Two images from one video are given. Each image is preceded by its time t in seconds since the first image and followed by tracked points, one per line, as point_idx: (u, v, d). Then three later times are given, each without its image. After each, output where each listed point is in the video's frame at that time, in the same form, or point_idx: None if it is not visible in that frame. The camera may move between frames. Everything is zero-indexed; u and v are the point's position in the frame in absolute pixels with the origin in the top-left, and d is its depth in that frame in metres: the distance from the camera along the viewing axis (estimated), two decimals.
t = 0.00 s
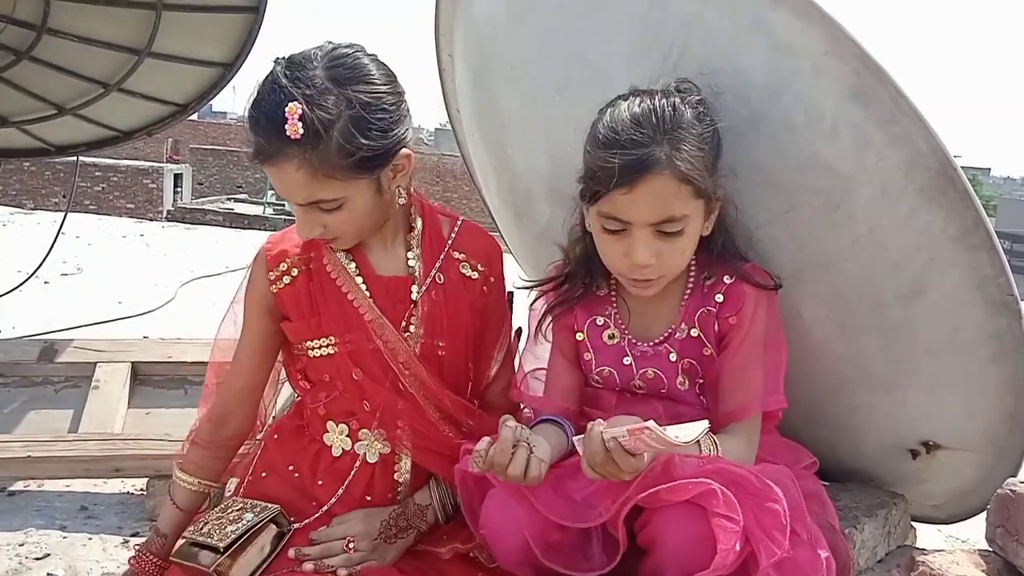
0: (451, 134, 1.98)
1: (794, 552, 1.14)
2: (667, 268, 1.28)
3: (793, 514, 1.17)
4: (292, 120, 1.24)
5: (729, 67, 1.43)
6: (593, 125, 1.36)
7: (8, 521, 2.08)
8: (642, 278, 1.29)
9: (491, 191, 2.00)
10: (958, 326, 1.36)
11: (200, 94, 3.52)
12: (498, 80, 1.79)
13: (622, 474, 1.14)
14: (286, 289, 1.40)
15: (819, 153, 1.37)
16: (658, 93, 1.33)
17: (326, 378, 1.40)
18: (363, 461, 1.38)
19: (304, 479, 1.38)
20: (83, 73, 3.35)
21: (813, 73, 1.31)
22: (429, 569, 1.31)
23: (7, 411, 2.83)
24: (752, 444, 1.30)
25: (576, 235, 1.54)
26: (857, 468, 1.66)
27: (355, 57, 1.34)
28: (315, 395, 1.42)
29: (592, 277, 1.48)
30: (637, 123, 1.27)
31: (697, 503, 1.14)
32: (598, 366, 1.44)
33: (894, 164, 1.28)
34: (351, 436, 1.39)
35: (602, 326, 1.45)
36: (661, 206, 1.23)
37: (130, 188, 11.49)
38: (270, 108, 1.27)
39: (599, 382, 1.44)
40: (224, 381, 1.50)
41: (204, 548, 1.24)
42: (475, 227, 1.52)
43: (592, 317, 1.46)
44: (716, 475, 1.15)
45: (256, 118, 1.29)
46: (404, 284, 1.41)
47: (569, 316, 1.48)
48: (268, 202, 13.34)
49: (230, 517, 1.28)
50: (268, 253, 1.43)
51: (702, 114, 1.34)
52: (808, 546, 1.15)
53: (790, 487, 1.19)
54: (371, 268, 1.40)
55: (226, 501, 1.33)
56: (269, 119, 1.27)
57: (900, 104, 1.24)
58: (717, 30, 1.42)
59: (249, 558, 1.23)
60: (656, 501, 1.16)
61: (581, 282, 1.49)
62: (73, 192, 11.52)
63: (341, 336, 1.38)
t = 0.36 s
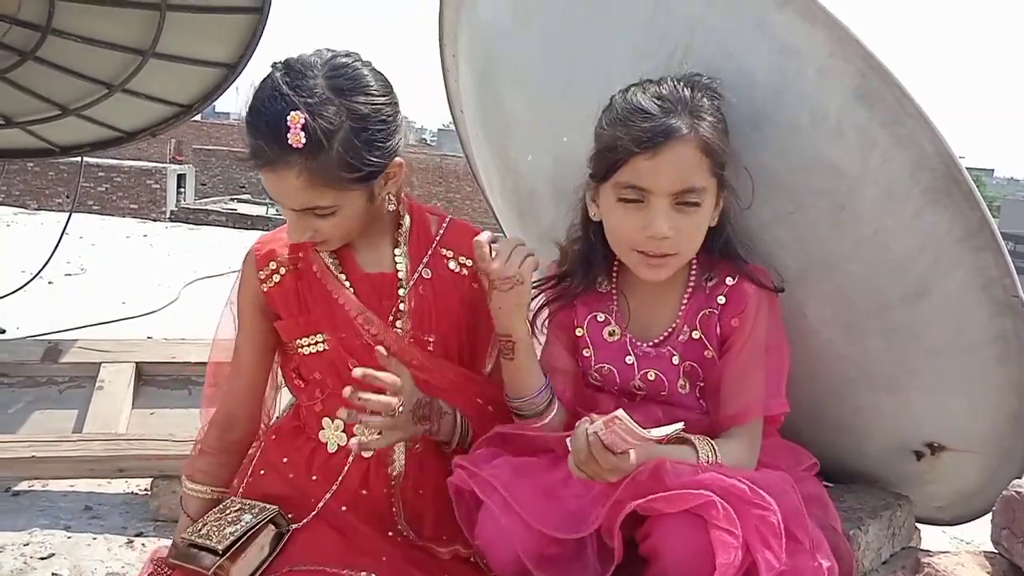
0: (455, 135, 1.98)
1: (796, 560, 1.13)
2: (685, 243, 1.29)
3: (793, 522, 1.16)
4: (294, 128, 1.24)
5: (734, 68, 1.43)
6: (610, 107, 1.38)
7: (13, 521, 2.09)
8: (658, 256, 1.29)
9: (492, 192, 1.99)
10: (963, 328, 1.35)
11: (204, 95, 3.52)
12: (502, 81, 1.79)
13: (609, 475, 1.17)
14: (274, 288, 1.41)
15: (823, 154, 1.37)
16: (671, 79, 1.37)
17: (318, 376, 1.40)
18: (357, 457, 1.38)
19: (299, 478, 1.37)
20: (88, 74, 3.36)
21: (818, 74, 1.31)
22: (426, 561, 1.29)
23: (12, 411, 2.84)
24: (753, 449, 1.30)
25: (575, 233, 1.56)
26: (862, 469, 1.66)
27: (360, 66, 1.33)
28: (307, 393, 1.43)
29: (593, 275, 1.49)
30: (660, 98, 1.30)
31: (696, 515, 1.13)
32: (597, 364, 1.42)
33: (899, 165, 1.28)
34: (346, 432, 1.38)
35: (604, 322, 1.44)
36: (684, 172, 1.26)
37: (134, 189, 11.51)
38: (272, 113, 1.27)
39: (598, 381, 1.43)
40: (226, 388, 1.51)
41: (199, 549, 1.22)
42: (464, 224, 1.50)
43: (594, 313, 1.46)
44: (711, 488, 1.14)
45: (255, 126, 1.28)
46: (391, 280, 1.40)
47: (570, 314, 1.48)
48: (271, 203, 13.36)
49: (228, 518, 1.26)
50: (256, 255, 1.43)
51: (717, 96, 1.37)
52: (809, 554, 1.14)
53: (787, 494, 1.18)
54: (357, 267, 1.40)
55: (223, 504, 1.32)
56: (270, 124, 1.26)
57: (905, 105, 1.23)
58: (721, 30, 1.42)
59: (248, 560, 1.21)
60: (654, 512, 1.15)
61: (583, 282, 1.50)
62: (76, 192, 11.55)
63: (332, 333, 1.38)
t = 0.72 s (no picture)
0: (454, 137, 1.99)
1: (788, 564, 1.14)
2: (675, 250, 1.29)
3: (786, 526, 1.16)
4: (371, 148, 1.25)
5: (732, 71, 1.43)
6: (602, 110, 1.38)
7: (12, 524, 2.09)
8: (647, 262, 1.29)
9: (494, 194, 1.99)
10: (960, 330, 1.36)
11: (203, 98, 3.53)
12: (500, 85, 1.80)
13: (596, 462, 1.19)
14: (252, 294, 1.40)
15: (821, 156, 1.37)
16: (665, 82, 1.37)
17: (302, 378, 1.41)
18: (346, 456, 1.38)
19: (288, 484, 1.37)
20: (88, 77, 3.36)
21: (815, 76, 1.32)
22: (421, 559, 1.30)
23: (11, 414, 2.84)
24: (750, 451, 1.31)
25: (571, 236, 1.55)
26: (860, 471, 1.67)
27: (419, 101, 1.37)
28: (292, 398, 1.43)
29: (587, 276, 1.49)
30: (651, 103, 1.31)
31: (688, 520, 1.13)
32: (593, 370, 1.43)
33: (896, 167, 1.28)
34: (333, 434, 1.39)
35: (598, 327, 1.44)
36: (673, 178, 1.26)
37: (133, 191, 11.52)
38: (349, 119, 1.26)
39: (595, 387, 1.43)
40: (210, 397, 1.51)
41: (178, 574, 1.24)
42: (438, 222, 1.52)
43: (587, 319, 1.46)
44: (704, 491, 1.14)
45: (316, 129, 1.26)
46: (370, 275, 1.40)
47: (566, 319, 1.48)
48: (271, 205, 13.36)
49: (196, 533, 1.27)
50: (233, 260, 1.43)
51: (709, 100, 1.37)
52: (802, 558, 1.14)
53: (781, 499, 1.18)
54: (345, 262, 1.41)
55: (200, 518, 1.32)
56: (343, 131, 1.25)
57: (903, 108, 1.24)
58: (720, 33, 1.42)
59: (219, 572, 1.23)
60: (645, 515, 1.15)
61: (577, 284, 1.49)
62: (76, 195, 11.55)
63: (317, 334, 1.39)
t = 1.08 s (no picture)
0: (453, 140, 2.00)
1: (789, 564, 1.14)
2: (669, 261, 1.30)
3: (787, 526, 1.16)
4: (428, 118, 1.32)
5: (729, 75, 1.44)
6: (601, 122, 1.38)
7: (11, 528, 2.09)
8: (642, 273, 1.30)
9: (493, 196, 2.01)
10: (957, 332, 1.36)
11: (202, 102, 3.53)
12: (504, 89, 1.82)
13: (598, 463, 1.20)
14: (254, 294, 1.40)
15: (817, 159, 1.37)
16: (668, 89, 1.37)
17: (303, 380, 1.42)
18: (346, 457, 1.38)
19: (288, 487, 1.38)
20: (87, 81, 3.36)
21: (812, 80, 1.32)
22: (421, 560, 1.32)
23: (10, 418, 2.84)
24: (751, 455, 1.31)
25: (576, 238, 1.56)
26: (860, 474, 1.67)
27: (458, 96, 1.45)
28: (290, 400, 1.44)
29: (592, 276, 1.50)
30: (647, 114, 1.31)
31: (691, 519, 1.14)
32: (597, 373, 1.44)
33: (892, 171, 1.29)
34: (332, 435, 1.39)
35: (602, 331, 1.45)
36: (665, 195, 1.26)
37: (133, 194, 11.52)
38: (404, 93, 1.33)
39: (598, 389, 1.44)
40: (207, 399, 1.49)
41: None
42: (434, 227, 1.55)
43: (591, 323, 1.46)
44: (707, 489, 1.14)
45: (374, 95, 1.32)
46: (374, 275, 1.40)
47: (569, 322, 1.49)
48: (270, 208, 13.37)
49: (193, 538, 1.28)
50: (235, 259, 1.42)
51: (711, 108, 1.36)
52: (803, 559, 1.15)
53: (784, 500, 1.18)
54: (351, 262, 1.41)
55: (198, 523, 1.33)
56: (400, 101, 1.32)
57: (899, 112, 1.24)
58: (717, 37, 1.43)
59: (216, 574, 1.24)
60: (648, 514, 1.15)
61: (581, 287, 1.50)
62: (76, 198, 11.56)
63: (320, 335, 1.40)
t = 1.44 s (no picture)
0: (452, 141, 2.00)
1: (786, 562, 1.13)
2: (669, 254, 1.30)
3: (785, 524, 1.17)
4: (453, 119, 1.35)
5: (728, 76, 1.44)
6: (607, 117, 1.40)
7: (8, 529, 2.08)
8: (641, 263, 1.30)
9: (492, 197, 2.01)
10: (955, 334, 1.36)
11: (200, 103, 3.53)
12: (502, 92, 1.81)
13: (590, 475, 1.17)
14: (262, 289, 1.40)
15: (815, 161, 1.37)
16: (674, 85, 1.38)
17: (306, 376, 1.41)
18: (347, 454, 1.38)
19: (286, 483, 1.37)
20: (85, 82, 3.35)
21: (809, 82, 1.32)
22: (421, 556, 1.30)
23: (7, 419, 2.83)
24: (746, 456, 1.30)
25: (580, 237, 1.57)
26: (858, 475, 1.67)
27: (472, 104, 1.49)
28: (292, 398, 1.44)
29: (596, 274, 1.51)
30: (651, 107, 1.31)
31: (687, 518, 1.13)
32: (598, 368, 1.44)
33: (890, 173, 1.29)
34: (334, 431, 1.39)
35: (604, 327, 1.45)
36: (665, 185, 1.27)
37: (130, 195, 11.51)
38: (428, 94, 1.36)
39: (599, 385, 1.44)
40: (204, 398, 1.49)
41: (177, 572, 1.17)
42: (436, 232, 1.58)
43: (594, 319, 1.47)
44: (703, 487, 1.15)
45: (403, 95, 1.34)
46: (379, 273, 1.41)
47: (572, 319, 1.49)
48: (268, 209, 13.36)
49: (195, 533, 1.23)
50: (245, 254, 1.43)
51: (713, 103, 1.34)
52: (800, 557, 1.14)
53: (781, 498, 1.19)
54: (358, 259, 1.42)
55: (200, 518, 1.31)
56: (426, 101, 1.34)
57: (897, 114, 1.25)
58: (716, 39, 1.43)
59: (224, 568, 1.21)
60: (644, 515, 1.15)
61: (584, 283, 1.51)
62: (73, 199, 11.54)
63: (327, 331, 1.40)
